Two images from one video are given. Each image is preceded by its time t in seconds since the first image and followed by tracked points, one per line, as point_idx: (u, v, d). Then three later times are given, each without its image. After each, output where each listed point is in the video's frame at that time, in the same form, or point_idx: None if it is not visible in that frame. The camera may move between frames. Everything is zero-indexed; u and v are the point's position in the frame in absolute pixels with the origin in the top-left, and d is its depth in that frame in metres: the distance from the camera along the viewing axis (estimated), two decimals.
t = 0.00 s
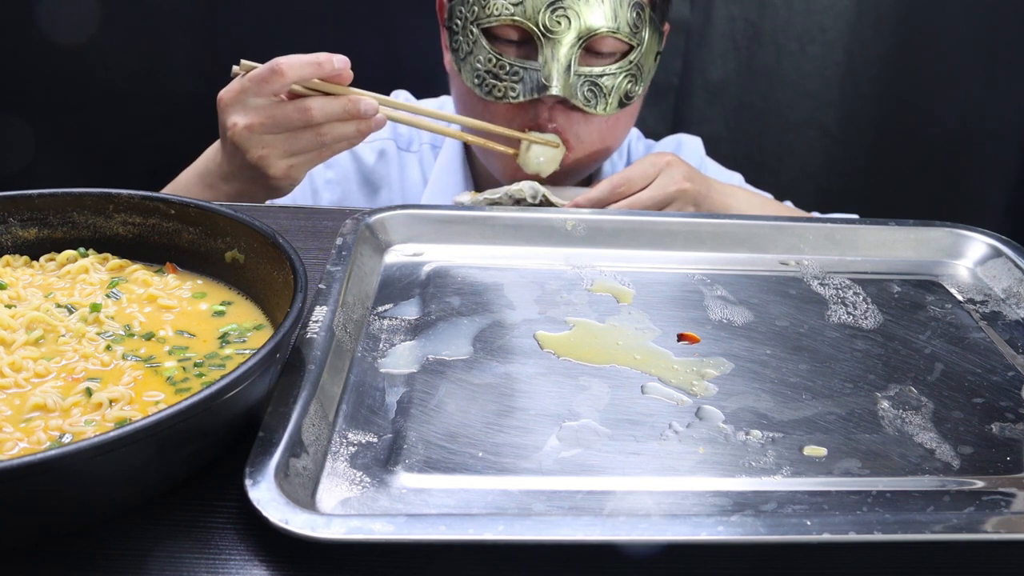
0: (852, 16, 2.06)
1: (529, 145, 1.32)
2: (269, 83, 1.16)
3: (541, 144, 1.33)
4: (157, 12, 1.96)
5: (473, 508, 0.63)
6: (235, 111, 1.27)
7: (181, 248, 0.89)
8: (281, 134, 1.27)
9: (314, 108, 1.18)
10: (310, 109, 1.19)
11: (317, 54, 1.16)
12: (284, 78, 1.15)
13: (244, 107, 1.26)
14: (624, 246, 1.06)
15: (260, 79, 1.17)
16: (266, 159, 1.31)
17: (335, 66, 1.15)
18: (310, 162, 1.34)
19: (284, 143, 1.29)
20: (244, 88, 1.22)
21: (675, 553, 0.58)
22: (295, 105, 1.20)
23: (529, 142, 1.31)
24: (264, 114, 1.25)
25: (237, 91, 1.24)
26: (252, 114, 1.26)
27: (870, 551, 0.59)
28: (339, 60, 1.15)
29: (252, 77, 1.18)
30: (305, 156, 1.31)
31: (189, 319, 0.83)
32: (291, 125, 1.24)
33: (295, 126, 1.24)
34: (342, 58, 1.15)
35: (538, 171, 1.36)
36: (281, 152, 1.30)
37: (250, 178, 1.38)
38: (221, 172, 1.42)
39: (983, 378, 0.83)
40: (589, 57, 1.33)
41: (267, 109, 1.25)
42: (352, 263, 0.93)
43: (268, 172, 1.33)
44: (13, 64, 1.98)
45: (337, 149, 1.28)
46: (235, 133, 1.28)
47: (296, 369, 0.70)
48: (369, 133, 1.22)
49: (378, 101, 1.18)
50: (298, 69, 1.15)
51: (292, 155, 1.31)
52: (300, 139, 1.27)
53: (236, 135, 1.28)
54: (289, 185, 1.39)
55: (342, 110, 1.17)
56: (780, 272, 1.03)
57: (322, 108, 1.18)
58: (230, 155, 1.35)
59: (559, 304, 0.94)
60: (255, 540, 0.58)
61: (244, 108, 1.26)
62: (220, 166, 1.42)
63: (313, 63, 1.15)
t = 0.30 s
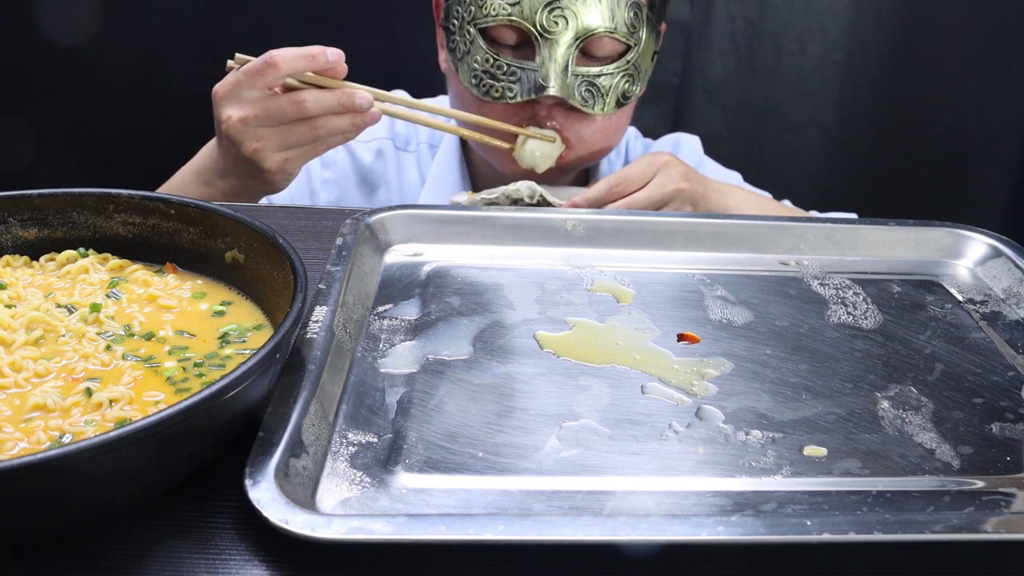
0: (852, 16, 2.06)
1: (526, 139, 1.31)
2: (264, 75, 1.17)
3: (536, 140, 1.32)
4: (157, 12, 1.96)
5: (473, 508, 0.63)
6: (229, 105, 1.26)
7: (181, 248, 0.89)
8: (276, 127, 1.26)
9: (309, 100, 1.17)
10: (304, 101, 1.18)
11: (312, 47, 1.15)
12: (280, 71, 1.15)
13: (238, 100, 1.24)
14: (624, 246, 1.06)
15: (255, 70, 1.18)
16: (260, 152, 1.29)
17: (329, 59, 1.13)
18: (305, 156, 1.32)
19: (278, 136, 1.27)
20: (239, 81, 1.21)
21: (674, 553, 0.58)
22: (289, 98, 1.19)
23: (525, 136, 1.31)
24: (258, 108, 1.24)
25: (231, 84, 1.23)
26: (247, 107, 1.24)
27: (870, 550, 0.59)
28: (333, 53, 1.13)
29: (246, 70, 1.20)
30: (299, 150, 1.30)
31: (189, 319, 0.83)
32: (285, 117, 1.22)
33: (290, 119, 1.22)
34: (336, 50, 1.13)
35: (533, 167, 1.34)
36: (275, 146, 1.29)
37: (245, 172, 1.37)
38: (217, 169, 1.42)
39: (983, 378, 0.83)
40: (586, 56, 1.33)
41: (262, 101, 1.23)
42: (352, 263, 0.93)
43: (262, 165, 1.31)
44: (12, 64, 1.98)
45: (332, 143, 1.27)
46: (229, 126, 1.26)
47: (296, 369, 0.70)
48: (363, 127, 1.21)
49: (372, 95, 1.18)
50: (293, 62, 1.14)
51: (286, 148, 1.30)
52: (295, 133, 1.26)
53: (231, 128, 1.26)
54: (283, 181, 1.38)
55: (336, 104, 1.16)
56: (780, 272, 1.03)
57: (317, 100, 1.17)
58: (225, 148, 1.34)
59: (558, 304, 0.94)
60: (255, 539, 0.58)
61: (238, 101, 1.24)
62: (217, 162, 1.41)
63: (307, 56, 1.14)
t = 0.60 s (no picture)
0: (851, 16, 2.06)
1: (522, 139, 1.31)
2: (260, 75, 1.17)
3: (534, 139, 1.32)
4: (157, 12, 1.96)
5: (473, 508, 0.63)
6: (226, 105, 1.26)
7: (181, 248, 0.89)
8: (273, 127, 1.26)
9: (305, 100, 1.17)
10: (301, 101, 1.18)
11: (308, 46, 1.15)
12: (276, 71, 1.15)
13: (235, 100, 1.24)
14: (624, 246, 1.06)
15: (252, 70, 1.18)
16: (257, 152, 1.29)
17: (326, 58, 1.13)
18: (302, 156, 1.32)
19: (275, 136, 1.27)
20: (236, 81, 1.21)
21: (674, 553, 0.58)
22: (286, 98, 1.19)
23: (522, 135, 1.30)
24: (255, 107, 1.23)
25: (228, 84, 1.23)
26: (244, 106, 1.25)
27: (870, 550, 0.59)
28: (330, 52, 1.13)
29: (242, 69, 1.20)
30: (296, 150, 1.30)
31: (189, 319, 0.83)
32: (281, 117, 1.22)
33: (286, 119, 1.22)
34: (333, 50, 1.13)
35: (531, 167, 1.34)
36: (273, 146, 1.29)
37: (243, 172, 1.37)
38: (215, 169, 1.42)
39: (983, 378, 0.83)
40: (583, 55, 1.33)
41: (259, 101, 1.23)
42: (352, 263, 0.93)
43: (259, 165, 1.31)
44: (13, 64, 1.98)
45: (329, 143, 1.27)
46: (226, 126, 1.26)
47: (296, 369, 0.70)
48: (360, 127, 1.21)
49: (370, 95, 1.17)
50: (288, 62, 1.14)
51: (283, 148, 1.30)
52: (292, 132, 1.26)
53: (228, 128, 1.26)
54: (280, 180, 1.38)
55: (333, 104, 1.16)
56: (780, 272, 1.03)
57: (313, 100, 1.17)
58: (222, 148, 1.33)
59: (558, 304, 0.94)
60: (256, 540, 0.58)
61: (235, 101, 1.24)
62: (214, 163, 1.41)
63: (303, 56, 1.14)
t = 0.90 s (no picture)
0: (851, 16, 2.06)
1: (521, 138, 1.31)
2: (256, 75, 1.17)
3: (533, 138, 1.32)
4: (157, 12, 1.96)
5: (473, 508, 0.63)
6: (222, 105, 1.25)
7: (181, 248, 0.89)
8: (269, 126, 1.26)
9: (302, 99, 1.17)
10: (298, 100, 1.17)
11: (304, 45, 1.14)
12: (273, 70, 1.14)
13: (232, 100, 1.24)
14: (624, 246, 1.06)
15: (248, 70, 1.17)
16: (254, 151, 1.29)
17: (323, 57, 1.13)
18: (299, 155, 1.32)
19: (272, 135, 1.27)
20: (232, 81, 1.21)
21: (675, 553, 0.58)
22: (282, 97, 1.19)
23: (520, 134, 1.31)
24: (251, 107, 1.23)
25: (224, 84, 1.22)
26: (240, 107, 1.24)
27: (870, 550, 0.59)
28: (327, 52, 1.13)
29: (238, 68, 1.19)
30: (293, 149, 1.30)
31: (189, 319, 0.83)
32: (279, 116, 1.22)
33: (283, 118, 1.22)
34: (329, 49, 1.13)
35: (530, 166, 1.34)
36: (269, 146, 1.29)
37: (240, 172, 1.37)
38: (213, 169, 1.41)
39: (983, 378, 0.83)
40: (583, 54, 1.33)
41: (256, 101, 1.23)
42: (352, 263, 0.93)
43: (256, 165, 1.31)
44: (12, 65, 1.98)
45: (326, 142, 1.27)
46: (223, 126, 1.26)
47: (296, 369, 0.70)
48: (357, 125, 1.21)
49: (367, 94, 1.17)
50: (285, 61, 1.13)
51: (280, 147, 1.29)
52: (289, 132, 1.25)
53: (224, 128, 1.26)
54: (277, 180, 1.38)
55: (331, 104, 1.16)
56: (780, 272, 1.03)
57: (310, 100, 1.17)
58: (219, 148, 1.33)
59: (558, 304, 0.94)
60: (256, 539, 0.58)
61: (231, 101, 1.24)
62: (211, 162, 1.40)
63: (299, 55, 1.13)
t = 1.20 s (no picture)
0: (851, 16, 2.06)
1: (522, 137, 1.31)
2: (257, 77, 1.16)
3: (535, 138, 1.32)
4: (157, 12, 1.96)
5: (473, 508, 0.63)
6: (222, 108, 1.25)
7: (181, 248, 0.89)
8: (269, 128, 1.25)
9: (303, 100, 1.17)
10: (298, 101, 1.17)
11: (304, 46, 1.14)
12: (274, 72, 1.14)
13: (231, 102, 1.23)
14: (624, 246, 1.06)
15: (248, 72, 1.16)
16: (254, 154, 1.29)
17: (323, 58, 1.13)
18: (299, 157, 1.32)
19: (272, 137, 1.27)
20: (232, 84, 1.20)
21: (674, 553, 0.58)
22: (282, 98, 1.19)
23: (522, 134, 1.31)
24: (251, 109, 1.23)
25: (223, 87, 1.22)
26: (240, 109, 1.23)
27: (871, 550, 0.59)
28: (327, 53, 1.14)
29: (237, 70, 1.18)
30: (294, 151, 1.30)
31: (189, 319, 0.83)
32: (279, 118, 1.22)
33: (284, 119, 1.22)
34: (329, 50, 1.13)
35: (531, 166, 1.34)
36: (270, 147, 1.28)
37: (240, 174, 1.37)
38: (212, 170, 1.41)
39: (983, 378, 0.83)
40: (587, 54, 1.32)
41: (255, 103, 1.22)
42: (352, 263, 0.93)
43: (256, 167, 1.31)
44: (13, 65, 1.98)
45: (326, 143, 1.27)
46: (223, 129, 1.26)
47: (296, 369, 0.70)
48: (358, 126, 1.21)
49: (367, 95, 1.18)
50: (285, 62, 1.13)
51: (281, 149, 1.29)
52: (289, 133, 1.25)
53: (224, 130, 1.25)
54: (277, 181, 1.38)
55: (332, 105, 1.16)
56: (780, 272, 1.03)
57: (311, 101, 1.17)
58: (220, 151, 1.33)
59: (559, 304, 0.94)
60: (255, 539, 0.58)
61: (231, 104, 1.23)
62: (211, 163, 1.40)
63: (300, 57, 1.13)
